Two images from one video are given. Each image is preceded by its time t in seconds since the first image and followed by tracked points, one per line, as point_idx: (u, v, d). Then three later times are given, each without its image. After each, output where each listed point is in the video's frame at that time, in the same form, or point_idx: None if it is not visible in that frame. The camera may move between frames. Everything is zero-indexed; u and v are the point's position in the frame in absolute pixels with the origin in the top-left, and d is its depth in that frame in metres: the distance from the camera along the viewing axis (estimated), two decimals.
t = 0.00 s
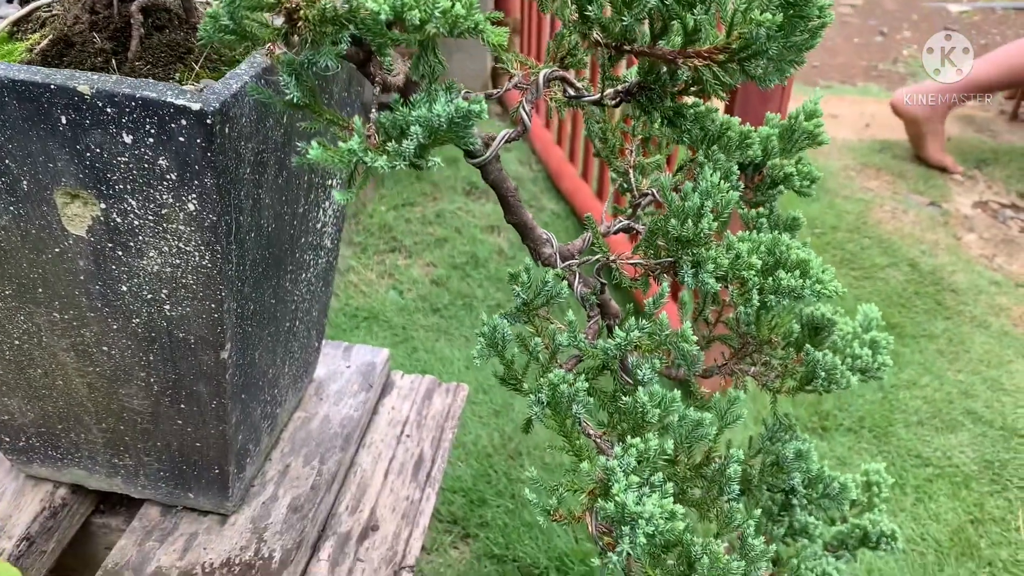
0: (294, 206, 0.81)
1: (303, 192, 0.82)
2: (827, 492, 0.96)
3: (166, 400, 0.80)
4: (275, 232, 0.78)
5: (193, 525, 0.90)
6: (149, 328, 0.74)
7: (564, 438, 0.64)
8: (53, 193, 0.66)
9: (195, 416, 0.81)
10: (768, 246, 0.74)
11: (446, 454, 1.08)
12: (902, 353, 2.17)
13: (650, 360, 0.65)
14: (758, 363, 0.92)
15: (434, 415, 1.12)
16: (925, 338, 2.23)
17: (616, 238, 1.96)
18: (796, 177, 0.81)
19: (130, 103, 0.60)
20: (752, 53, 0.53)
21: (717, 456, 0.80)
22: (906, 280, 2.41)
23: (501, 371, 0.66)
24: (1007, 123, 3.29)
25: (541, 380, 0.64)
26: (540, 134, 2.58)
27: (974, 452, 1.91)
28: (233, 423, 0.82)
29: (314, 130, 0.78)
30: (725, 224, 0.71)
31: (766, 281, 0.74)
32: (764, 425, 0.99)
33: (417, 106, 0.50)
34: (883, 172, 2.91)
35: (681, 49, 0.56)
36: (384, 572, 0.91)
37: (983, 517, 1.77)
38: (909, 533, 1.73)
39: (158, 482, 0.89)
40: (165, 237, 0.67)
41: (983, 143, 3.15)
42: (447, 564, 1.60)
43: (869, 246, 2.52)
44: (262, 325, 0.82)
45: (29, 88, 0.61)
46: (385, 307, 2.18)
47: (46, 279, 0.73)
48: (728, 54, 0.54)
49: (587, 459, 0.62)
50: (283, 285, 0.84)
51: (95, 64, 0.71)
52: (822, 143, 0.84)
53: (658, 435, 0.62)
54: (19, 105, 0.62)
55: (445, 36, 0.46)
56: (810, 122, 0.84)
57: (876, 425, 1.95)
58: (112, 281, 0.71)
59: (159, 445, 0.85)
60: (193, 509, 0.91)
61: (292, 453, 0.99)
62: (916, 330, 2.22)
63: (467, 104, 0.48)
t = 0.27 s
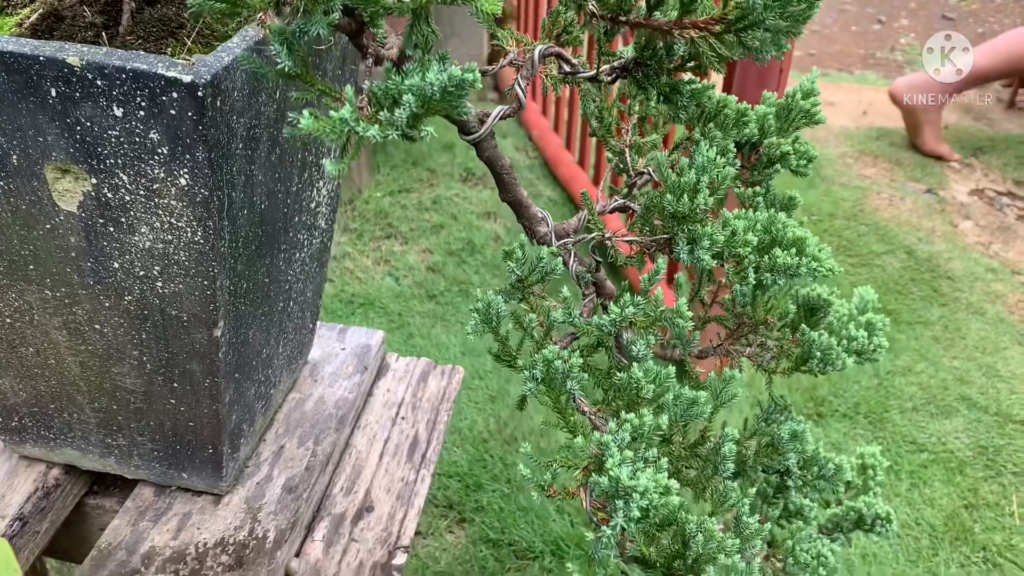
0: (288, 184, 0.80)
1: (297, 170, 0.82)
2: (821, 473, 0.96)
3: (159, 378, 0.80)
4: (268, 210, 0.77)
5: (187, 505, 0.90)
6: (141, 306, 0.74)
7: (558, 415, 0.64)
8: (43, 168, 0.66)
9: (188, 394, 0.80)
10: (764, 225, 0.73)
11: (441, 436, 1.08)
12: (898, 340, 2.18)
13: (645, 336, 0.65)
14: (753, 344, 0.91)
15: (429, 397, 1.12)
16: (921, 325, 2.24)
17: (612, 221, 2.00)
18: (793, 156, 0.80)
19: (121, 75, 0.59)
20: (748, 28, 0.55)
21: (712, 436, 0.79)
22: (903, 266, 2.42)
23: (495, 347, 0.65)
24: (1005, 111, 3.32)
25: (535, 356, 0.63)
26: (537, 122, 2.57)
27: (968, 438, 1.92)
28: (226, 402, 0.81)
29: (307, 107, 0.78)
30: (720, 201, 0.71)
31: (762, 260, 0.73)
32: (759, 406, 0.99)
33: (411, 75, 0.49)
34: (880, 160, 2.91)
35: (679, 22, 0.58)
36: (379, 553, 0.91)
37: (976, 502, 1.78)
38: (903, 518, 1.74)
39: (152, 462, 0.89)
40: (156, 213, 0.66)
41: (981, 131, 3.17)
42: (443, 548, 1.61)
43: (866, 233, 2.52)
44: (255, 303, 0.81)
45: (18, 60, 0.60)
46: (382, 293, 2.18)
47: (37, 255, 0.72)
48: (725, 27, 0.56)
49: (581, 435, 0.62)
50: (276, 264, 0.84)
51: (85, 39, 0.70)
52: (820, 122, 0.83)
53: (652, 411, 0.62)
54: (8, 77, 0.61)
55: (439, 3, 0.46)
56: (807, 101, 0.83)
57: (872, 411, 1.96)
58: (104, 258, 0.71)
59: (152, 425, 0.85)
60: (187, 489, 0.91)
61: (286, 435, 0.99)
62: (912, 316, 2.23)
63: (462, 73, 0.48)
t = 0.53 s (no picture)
0: (282, 165, 0.80)
1: (291, 151, 0.81)
2: (818, 458, 0.96)
3: (152, 360, 0.79)
4: (262, 190, 0.77)
5: (181, 488, 0.90)
6: (134, 287, 0.73)
7: (553, 395, 0.63)
8: (34, 146, 0.65)
9: (182, 376, 0.80)
10: (761, 206, 0.73)
11: (437, 420, 1.07)
12: (895, 328, 2.18)
13: (641, 316, 0.64)
14: (750, 328, 0.91)
15: (425, 382, 1.12)
16: (918, 313, 2.24)
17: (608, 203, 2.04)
18: (790, 138, 0.80)
19: (112, 51, 0.58)
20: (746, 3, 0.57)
21: (709, 419, 0.79)
22: (900, 255, 2.42)
23: (491, 327, 0.65)
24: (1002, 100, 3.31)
25: (531, 336, 0.63)
26: (535, 110, 2.56)
27: (964, 425, 1.92)
28: (221, 384, 0.81)
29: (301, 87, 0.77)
30: (717, 181, 0.70)
31: (760, 241, 0.73)
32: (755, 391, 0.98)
33: (405, 49, 0.49)
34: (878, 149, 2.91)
35: None
36: (374, 536, 0.91)
37: (972, 490, 1.78)
38: (899, 505, 1.74)
39: (146, 445, 0.88)
40: (149, 192, 0.66)
41: (978, 120, 3.17)
42: (439, 535, 1.61)
43: (863, 222, 2.52)
44: (249, 285, 0.81)
45: (7, 35, 0.59)
46: (378, 281, 2.18)
47: (29, 235, 0.72)
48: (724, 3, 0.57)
49: (576, 414, 0.62)
50: (270, 246, 0.83)
51: (77, 16, 0.69)
52: (817, 103, 0.82)
53: (648, 391, 0.61)
54: None
55: None
56: (804, 83, 0.82)
57: (868, 398, 1.96)
58: (96, 238, 0.70)
59: (146, 407, 0.84)
60: (182, 472, 0.91)
61: (282, 419, 0.98)
62: (909, 305, 2.23)
63: (457, 46, 0.47)
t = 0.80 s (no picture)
0: (272, 140, 0.79)
1: (281, 126, 0.80)
2: (812, 437, 0.95)
3: (142, 337, 0.78)
4: (252, 165, 0.76)
5: (172, 467, 0.89)
6: (123, 262, 0.72)
7: (545, 369, 0.63)
8: (19, 117, 0.64)
9: (172, 353, 0.79)
10: (755, 181, 0.72)
11: (430, 401, 1.07)
12: (891, 313, 2.18)
13: (634, 290, 0.64)
14: (744, 307, 0.90)
15: (419, 362, 1.11)
16: (913, 298, 2.24)
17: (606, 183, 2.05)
18: (785, 114, 0.79)
19: (97, 18, 0.58)
20: None
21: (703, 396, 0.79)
22: (896, 240, 2.42)
23: (482, 301, 0.64)
24: (1000, 86, 3.30)
25: (522, 309, 0.62)
26: (531, 94, 2.56)
27: (959, 410, 1.92)
28: (211, 361, 0.80)
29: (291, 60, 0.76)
30: (712, 155, 0.70)
31: (755, 216, 0.72)
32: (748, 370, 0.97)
33: (392, 13, 0.48)
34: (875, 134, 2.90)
35: None
36: (366, 515, 0.90)
37: (967, 474, 1.79)
38: (894, 489, 1.74)
39: (136, 423, 0.88)
40: (136, 163, 0.65)
41: (976, 106, 3.16)
42: (433, 517, 1.61)
43: (859, 207, 2.51)
44: (240, 261, 0.80)
45: None
46: (373, 265, 2.17)
47: (16, 209, 0.71)
48: None
49: (568, 387, 0.61)
50: (261, 221, 0.82)
51: None
52: (813, 79, 0.82)
53: (640, 364, 0.61)
54: None
55: None
56: (800, 58, 0.82)
57: (863, 382, 1.96)
58: (84, 211, 0.70)
59: (136, 384, 0.84)
60: (173, 450, 0.90)
61: (273, 398, 0.98)
62: (905, 290, 2.23)
63: (446, 9, 0.46)
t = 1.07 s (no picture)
0: (265, 120, 0.79)
1: (274, 107, 0.80)
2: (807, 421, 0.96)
3: (135, 318, 0.78)
4: (246, 145, 0.76)
5: (166, 450, 0.89)
6: (115, 242, 0.72)
7: (539, 349, 0.63)
8: (10, 95, 0.64)
9: (165, 334, 0.79)
10: (752, 161, 0.72)
11: (426, 384, 1.07)
12: (887, 300, 2.18)
13: (629, 269, 0.64)
14: (740, 291, 0.90)
15: (414, 346, 1.11)
16: (910, 286, 2.24)
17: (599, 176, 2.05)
18: (782, 95, 0.79)
19: None
20: None
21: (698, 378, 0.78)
22: (893, 228, 2.42)
23: (477, 281, 0.64)
24: (998, 74, 3.29)
25: (516, 289, 0.62)
26: (527, 80, 2.57)
27: (955, 397, 1.92)
28: (205, 343, 0.80)
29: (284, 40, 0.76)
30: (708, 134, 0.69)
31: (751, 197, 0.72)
32: (745, 354, 0.97)
33: None
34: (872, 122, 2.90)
35: None
36: (361, 498, 0.90)
37: (962, 460, 1.79)
38: (889, 476, 1.75)
39: (131, 406, 0.87)
40: (128, 142, 0.65)
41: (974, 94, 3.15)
42: (429, 503, 1.62)
43: (857, 195, 2.51)
44: (233, 242, 0.80)
45: None
46: (369, 252, 2.16)
47: (7, 189, 0.70)
48: None
49: (562, 367, 0.61)
50: (255, 203, 0.82)
51: None
52: (811, 60, 0.81)
53: (635, 344, 0.61)
54: None
55: None
56: (798, 38, 0.81)
57: (859, 369, 1.97)
58: (76, 190, 0.69)
59: (129, 366, 0.83)
60: (167, 433, 0.90)
61: (268, 381, 0.98)
62: (901, 277, 2.23)
63: None
